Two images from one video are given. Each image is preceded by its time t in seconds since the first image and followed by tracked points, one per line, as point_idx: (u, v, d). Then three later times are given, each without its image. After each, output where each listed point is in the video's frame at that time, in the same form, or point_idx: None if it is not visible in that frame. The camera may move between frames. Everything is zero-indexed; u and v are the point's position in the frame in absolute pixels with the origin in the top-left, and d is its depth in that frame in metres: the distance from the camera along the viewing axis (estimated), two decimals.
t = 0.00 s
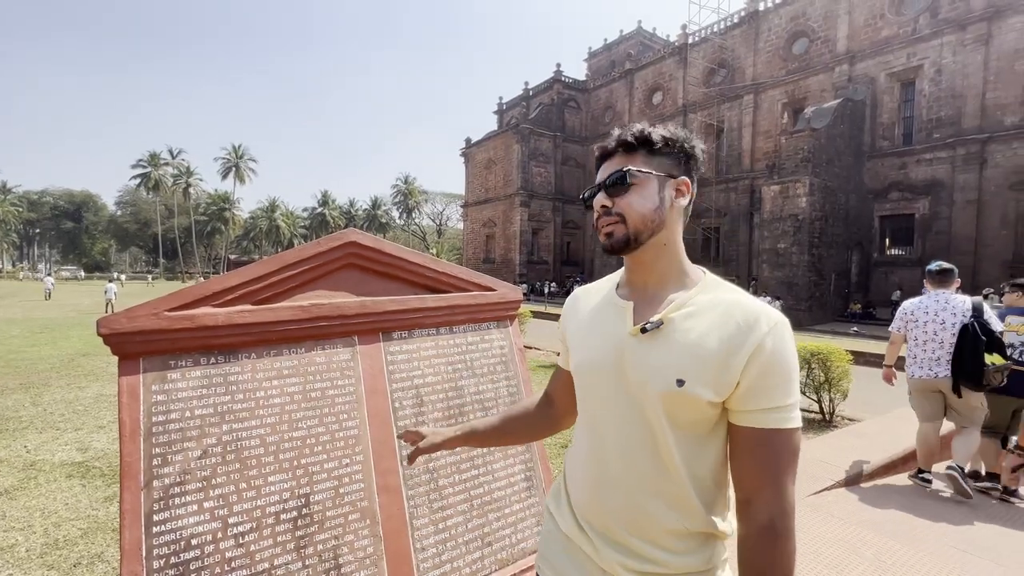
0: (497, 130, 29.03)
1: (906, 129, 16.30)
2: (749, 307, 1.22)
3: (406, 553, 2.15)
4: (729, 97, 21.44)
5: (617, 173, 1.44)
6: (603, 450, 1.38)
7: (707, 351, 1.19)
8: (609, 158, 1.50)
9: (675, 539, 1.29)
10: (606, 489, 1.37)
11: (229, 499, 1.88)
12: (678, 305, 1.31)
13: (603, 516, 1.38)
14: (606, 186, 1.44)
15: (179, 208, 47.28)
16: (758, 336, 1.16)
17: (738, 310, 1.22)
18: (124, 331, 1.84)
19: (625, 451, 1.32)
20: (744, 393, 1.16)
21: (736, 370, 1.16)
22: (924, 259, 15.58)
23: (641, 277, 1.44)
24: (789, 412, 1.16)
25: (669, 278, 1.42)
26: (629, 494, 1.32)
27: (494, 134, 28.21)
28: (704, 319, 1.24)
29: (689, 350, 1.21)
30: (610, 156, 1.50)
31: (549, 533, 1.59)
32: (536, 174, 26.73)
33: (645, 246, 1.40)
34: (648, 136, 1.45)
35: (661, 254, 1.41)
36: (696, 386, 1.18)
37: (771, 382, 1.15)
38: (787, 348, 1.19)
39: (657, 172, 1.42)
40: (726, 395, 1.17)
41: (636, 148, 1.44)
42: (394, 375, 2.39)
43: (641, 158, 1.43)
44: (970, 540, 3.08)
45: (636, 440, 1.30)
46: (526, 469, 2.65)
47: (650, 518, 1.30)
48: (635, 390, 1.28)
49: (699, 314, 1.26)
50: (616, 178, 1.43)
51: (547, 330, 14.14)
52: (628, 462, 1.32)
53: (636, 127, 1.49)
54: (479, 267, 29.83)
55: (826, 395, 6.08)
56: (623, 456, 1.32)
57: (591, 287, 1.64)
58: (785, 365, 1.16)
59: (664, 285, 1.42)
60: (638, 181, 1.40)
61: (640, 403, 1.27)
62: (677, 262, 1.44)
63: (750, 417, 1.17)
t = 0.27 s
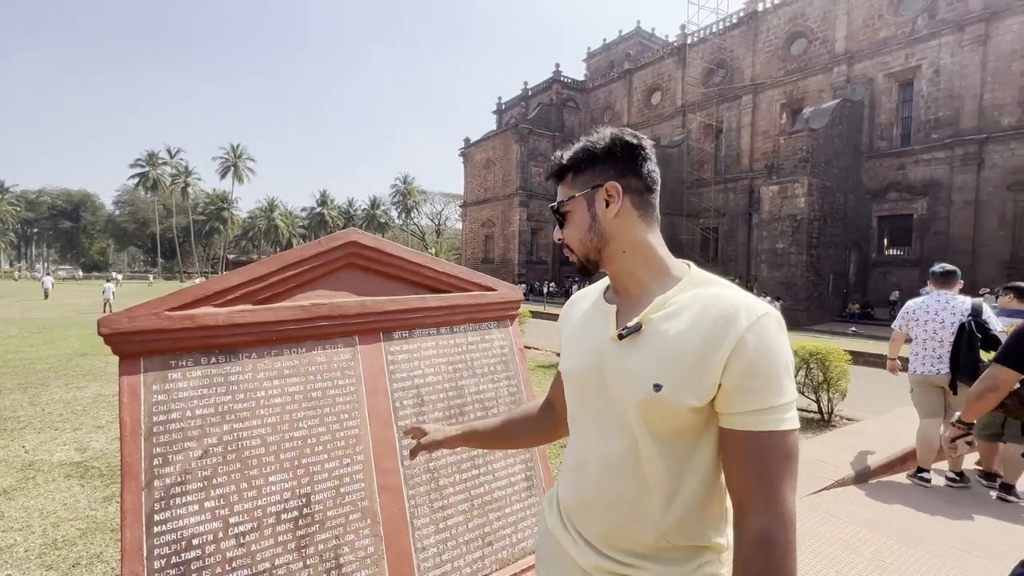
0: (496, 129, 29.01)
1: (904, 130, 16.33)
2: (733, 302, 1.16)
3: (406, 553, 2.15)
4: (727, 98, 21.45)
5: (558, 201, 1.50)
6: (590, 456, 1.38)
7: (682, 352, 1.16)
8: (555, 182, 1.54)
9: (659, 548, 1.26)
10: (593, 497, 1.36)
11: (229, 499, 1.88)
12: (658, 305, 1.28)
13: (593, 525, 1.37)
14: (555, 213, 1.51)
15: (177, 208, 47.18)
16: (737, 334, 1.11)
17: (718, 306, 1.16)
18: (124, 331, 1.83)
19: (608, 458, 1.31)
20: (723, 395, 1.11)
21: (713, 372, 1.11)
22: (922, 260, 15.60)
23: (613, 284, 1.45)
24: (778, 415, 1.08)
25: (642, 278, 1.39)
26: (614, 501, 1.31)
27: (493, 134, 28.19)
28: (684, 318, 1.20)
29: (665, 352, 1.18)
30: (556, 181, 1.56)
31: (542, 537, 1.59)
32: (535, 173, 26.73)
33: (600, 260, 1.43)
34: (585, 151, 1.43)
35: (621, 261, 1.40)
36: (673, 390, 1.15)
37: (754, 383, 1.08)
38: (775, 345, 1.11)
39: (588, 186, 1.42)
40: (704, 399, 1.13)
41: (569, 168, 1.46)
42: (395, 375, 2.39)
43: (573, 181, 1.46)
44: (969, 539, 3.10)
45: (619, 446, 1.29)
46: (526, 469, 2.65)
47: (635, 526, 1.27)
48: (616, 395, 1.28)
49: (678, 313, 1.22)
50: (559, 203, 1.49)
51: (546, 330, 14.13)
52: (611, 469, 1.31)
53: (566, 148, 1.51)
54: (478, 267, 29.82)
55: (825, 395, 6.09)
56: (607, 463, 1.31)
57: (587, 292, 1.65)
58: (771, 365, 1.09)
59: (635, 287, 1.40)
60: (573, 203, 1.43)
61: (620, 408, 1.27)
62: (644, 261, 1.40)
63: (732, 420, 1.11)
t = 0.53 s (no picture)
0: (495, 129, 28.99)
1: (903, 130, 16.35)
2: (717, 298, 1.10)
3: (407, 552, 2.15)
4: (727, 97, 21.46)
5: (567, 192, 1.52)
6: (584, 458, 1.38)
7: (662, 351, 1.13)
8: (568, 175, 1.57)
9: (648, 557, 1.23)
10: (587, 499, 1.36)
11: (229, 499, 1.87)
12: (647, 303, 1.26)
13: (588, 526, 1.37)
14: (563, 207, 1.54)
15: (176, 207, 47.11)
16: (716, 333, 1.05)
17: (701, 302, 1.12)
18: (124, 330, 1.83)
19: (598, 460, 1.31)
20: (702, 397, 1.07)
21: (691, 372, 1.07)
22: (920, 259, 15.59)
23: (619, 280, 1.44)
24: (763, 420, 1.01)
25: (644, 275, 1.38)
26: (604, 504, 1.30)
27: (492, 134, 28.17)
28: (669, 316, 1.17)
29: (645, 351, 1.16)
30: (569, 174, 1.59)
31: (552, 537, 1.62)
32: (534, 173, 26.71)
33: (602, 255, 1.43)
34: (598, 142, 1.43)
35: (625, 255, 1.39)
36: (651, 391, 1.13)
37: (734, 383, 1.02)
38: (763, 346, 1.03)
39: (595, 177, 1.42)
40: (683, 401, 1.09)
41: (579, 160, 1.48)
42: (395, 375, 2.39)
43: (583, 171, 1.47)
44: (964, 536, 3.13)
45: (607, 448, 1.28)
46: (527, 469, 2.65)
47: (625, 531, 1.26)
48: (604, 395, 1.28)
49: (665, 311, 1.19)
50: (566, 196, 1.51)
51: (545, 330, 14.11)
52: (602, 471, 1.30)
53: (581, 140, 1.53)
54: (477, 266, 29.81)
55: (824, 395, 6.09)
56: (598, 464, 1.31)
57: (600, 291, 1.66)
58: (757, 366, 1.02)
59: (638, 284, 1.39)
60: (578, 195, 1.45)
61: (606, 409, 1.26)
62: (649, 256, 1.38)
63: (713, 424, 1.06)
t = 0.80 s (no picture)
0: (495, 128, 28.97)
1: (902, 129, 16.37)
2: (731, 298, 1.10)
3: (407, 552, 2.15)
4: (726, 97, 21.47)
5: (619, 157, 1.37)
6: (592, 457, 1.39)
7: (670, 352, 1.13)
8: (615, 138, 1.43)
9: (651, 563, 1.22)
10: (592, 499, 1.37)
11: (229, 499, 1.87)
12: (662, 302, 1.26)
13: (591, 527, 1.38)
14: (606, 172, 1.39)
15: (175, 207, 47.05)
16: (727, 333, 1.05)
17: (714, 302, 1.12)
18: (124, 330, 1.83)
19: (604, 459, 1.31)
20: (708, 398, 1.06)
21: (699, 373, 1.07)
22: (919, 258, 15.61)
23: (649, 273, 1.42)
24: (775, 426, 0.98)
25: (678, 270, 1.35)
26: (607, 503, 1.30)
27: (491, 134, 28.13)
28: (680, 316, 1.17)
29: (654, 350, 1.17)
30: (613, 136, 1.45)
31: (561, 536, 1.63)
32: (534, 172, 26.71)
33: (647, 239, 1.34)
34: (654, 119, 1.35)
35: (667, 246, 1.35)
36: (656, 391, 1.13)
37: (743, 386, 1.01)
38: (775, 351, 1.01)
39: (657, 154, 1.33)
40: (689, 402, 1.08)
41: (644, 129, 1.35)
42: (395, 374, 2.39)
43: (651, 140, 1.35)
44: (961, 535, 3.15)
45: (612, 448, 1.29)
46: (526, 468, 2.65)
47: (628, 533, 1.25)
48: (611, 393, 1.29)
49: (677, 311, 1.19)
50: (617, 161, 1.37)
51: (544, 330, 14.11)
52: (606, 472, 1.30)
53: (641, 103, 1.40)
54: (476, 266, 29.80)
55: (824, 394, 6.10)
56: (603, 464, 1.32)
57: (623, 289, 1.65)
58: (769, 371, 1.00)
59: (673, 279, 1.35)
60: (640, 168, 1.32)
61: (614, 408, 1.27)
62: (683, 251, 1.36)
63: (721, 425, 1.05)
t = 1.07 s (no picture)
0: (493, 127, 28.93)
1: (901, 128, 16.38)
2: (751, 304, 1.06)
3: (405, 552, 2.15)
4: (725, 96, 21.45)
5: (673, 147, 1.26)
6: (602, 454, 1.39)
7: (679, 355, 1.11)
8: (664, 124, 1.32)
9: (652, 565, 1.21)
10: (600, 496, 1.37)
11: (227, 498, 1.87)
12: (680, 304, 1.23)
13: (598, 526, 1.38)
14: (653, 160, 1.28)
15: (174, 206, 46.97)
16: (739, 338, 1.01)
17: (730, 307, 1.08)
18: (121, 329, 1.82)
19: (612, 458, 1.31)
20: (717, 405, 1.03)
21: (707, 378, 1.04)
22: (917, 257, 15.63)
23: (678, 277, 1.36)
24: (786, 440, 0.94)
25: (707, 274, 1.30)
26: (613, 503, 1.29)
27: (489, 133, 28.09)
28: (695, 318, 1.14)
29: (664, 353, 1.15)
30: (662, 120, 1.33)
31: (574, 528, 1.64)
32: (533, 171, 26.71)
33: (691, 241, 1.26)
34: (709, 113, 1.27)
35: (704, 250, 1.28)
36: (664, 394, 1.11)
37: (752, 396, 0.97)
38: (790, 362, 0.96)
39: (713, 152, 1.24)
40: (696, 408, 1.05)
41: (705, 121, 1.26)
42: (392, 372, 2.39)
43: (712, 134, 1.25)
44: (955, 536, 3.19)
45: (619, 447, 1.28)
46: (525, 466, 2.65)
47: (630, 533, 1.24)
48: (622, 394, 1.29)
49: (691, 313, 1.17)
50: (672, 151, 1.25)
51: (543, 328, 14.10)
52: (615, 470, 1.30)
53: (700, 88, 1.28)
54: (476, 265, 29.79)
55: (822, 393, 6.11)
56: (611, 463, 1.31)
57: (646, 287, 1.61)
58: (780, 380, 0.96)
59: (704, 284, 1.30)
60: (699, 164, 1.22)
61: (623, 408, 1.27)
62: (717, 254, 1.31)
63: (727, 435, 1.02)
